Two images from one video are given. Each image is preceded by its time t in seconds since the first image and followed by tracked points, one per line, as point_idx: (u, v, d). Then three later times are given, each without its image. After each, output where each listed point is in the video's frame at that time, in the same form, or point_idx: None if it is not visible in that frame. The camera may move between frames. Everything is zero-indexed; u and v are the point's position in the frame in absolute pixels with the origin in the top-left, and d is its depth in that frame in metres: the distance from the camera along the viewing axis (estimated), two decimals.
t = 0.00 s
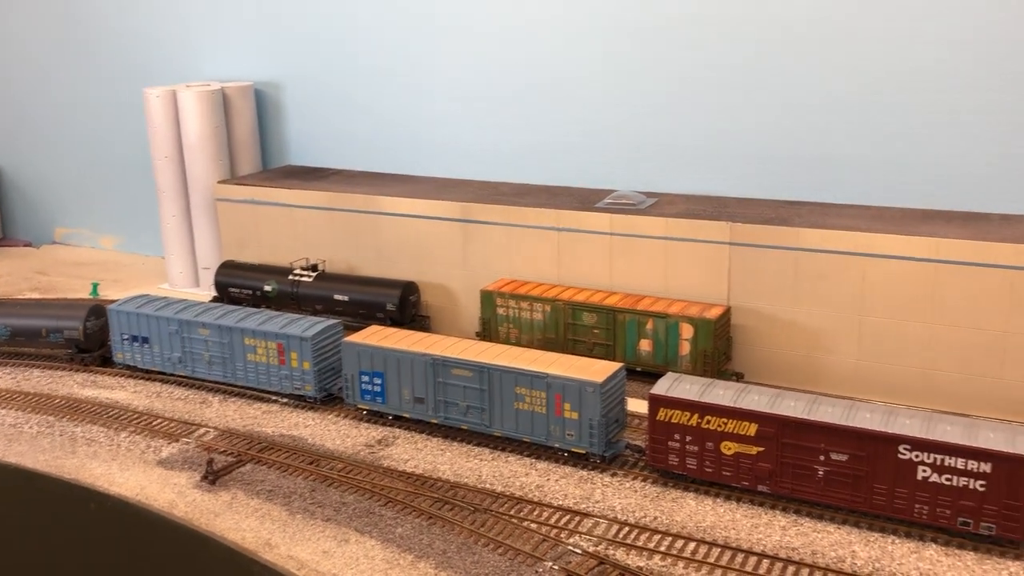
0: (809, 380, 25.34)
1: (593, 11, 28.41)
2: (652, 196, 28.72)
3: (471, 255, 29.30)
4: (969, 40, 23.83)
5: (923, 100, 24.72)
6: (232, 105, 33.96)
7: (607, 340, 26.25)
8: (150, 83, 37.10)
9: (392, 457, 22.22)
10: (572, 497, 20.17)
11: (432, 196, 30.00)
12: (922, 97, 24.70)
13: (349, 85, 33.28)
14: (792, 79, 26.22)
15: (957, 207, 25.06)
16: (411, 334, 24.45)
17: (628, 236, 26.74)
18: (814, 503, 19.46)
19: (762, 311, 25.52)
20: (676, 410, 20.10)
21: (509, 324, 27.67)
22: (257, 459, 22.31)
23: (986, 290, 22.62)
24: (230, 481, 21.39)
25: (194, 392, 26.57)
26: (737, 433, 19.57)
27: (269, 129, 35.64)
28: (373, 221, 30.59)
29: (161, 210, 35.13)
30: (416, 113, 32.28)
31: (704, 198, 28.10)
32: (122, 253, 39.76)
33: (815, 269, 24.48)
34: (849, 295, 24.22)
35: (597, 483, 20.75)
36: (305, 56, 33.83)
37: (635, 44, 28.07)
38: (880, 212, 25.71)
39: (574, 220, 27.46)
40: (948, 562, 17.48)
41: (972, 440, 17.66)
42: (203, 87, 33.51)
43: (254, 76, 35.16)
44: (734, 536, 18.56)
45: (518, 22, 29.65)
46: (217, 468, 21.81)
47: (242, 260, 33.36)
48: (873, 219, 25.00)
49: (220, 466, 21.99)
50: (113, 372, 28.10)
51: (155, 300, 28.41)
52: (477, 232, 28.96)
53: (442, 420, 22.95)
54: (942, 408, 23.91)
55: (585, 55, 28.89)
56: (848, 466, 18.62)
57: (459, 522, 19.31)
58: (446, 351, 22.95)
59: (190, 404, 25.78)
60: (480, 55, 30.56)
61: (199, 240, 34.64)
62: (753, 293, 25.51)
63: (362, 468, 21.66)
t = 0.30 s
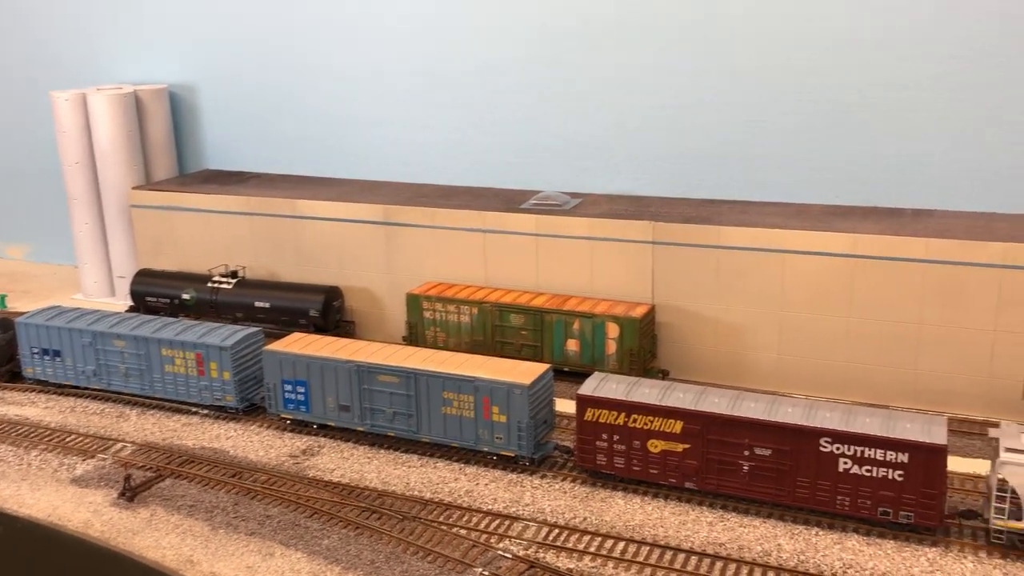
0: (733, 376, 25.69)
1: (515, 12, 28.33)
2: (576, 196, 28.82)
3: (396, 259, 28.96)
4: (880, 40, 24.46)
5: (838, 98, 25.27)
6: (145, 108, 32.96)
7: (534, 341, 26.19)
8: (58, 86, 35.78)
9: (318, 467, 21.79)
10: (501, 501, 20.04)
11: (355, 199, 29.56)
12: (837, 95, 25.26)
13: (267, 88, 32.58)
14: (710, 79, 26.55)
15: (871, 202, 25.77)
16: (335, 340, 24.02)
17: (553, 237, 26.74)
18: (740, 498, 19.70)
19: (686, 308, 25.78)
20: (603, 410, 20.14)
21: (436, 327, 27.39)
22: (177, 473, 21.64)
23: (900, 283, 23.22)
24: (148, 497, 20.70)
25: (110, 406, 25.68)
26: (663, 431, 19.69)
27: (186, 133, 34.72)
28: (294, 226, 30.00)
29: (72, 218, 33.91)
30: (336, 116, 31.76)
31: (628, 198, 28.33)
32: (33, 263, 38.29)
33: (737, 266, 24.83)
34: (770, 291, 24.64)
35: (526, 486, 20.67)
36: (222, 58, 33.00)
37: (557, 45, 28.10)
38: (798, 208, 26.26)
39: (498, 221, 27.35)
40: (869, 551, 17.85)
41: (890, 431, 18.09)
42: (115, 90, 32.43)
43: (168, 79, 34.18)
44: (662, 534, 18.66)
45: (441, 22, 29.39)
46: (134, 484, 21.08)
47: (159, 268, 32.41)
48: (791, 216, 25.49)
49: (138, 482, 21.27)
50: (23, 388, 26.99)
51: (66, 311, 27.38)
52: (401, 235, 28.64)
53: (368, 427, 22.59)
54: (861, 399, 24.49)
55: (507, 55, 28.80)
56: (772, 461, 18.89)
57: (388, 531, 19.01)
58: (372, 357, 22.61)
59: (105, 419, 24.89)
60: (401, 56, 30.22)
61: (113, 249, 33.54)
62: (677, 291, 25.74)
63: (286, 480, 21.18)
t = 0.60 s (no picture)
0: (663, 374, 25.95)
1: (440, 12, 28.14)
2: (505, 198, 28.82)
3: (323, 264, 28.55)
4: (799, 42, 24.97)
5: (760, 98, 25.71)
6: (58, 113, 31.89)
7: (465, 344, 26.06)
8: None
9: (246, 478, 21.33)
10: (434, 507, 19.88)
11: (280, 204, 29.05)
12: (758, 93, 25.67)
13: (187, 91, 31.80)
14: (635, 80, 26.77)
15: (793, 200, 26.30)
16: (262, 348, 23.55)
17: (482, 239, 26.66)
18: (671, 495, 19.88)
19: (615, 308, 25.94)
20: (534, 411, 20.12)
21: (365, 332, 27.06)
22: (98, 489, 20.97)
23: (822, 279, 23.73)
24: (67, 515, 20.00)
25: (26, 421, 24.76)
26: (594, 431, 19.75)
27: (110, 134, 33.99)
28: (218, 231, 29.35)
29: None
30: (259, 119, 31.15)
31: (556, 199, 28.43)
32: None
33: (664, 265, 25.07)
34: (697, 290, 24.95)
35: (459, 491, 20.53)
36: (140, 58, 32.10)
37: (483, 47, 28.01)
38: (723, 207, 26.69)
39: (427, 224, 27.16)
40: (797, 544, 18.18)
41: (815, 425, 18.44)
42: (26, 94, 31.31)
43: (83, 82, 33.14)
44: (595, 534, 18.72)
45: (364, 22, 29.02)
46: (53, 503, 20.35)
47: (77, 278, 31.41)
48: (716, 215, 25.88)
49: (56, 500, 20.54)
50: None
51: None
52: (329, 240, 28.24)
53: (297, 436, 22.20)
54: (787, 393, 24.95)
55: (432, 57, 28.61)
56: (701, 457, 19.10)
57: (318, 541, 18.70)
58: (299, 364, 22.22)
59: (21, 435, 24.00)
60: (324, 58, 29.77)
61: (27, 258, 32.39)
62: (606, 291, 25.89)
63: (213, 492, 20.69)
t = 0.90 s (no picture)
0: (605, 373, 26.06)
1: (376, 13, 27.92)
2: (444, 200, 28.75)
3: (261, 269, 28.09)
4: (733, 42, 25.31)
5: (696, 99, 25.99)
6: None
7: (406, 348, 25.85)
8: None
9: (183, 490, 20.86)
10: (377, 514, 19.66)
11: (215, 209, 28.52)
12: (739, 93, 25.59)
13: (116, 94, 31.03)
14: (572, 81, 26.87)
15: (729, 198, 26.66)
16: (198, 357, 23.06)
17: (422, 242, 26.49)
18: (614, 495, 19.96)
19: (556, 308, 25.98)
20: (476, 414, 20.03)
21: (305, 338, 26.69)
22: (28, 506, 20.31)
23: (759, 277, 24.07)
24: None
25: None
26: (537, 432, 19.74)
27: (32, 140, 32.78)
28: (151, 237, 28.69)
29: None
30: (192, 122, 30.53)
31: (496, 200, 28.43)
32: None
33: (605, 265, 25.18)
34: (637, 289, 25.11)
35: (402, 496, 20.35)
36: (66, 61, 31.24)
37: (420, 48, 27.86)
38: (662, 207, 26.97)
39: (366, 227, 26.90)
40: (739, 539, 18.38)
41: (754, 421, 18.68)
42: None
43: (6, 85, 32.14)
44: (540, 536, 18.70)
45: (299, 24, 28.64)
46: None
47: (3, 287, 30.43)
48: (655, 215, 26.11)
49: None
50: None
51: None
52: (266, 244, 27.78)
53: (235, 445, 21.79)
54: (727, 390, 25.24)
55: (369, 59, 28.36)
56: (643, 456, 19.21)
57: (259, 552, 18.36)
58: (237, 372, 21.80)
59: None
60: (258, 59, 29.30)
61: None
62: (547, 292, 25.91)
63: (149, 505, 20.18)
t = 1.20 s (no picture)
0: (551, 374, 26.05)
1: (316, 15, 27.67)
2: (387, 203, 29.07)
3: (199, 275, 27.53)
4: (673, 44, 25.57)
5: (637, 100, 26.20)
6: None
7: (350, 353, 25.53)
8: None
9: (121, 504, 20.31)
10: (322, 522, 19.37)
11: (152, 214, 27.92)
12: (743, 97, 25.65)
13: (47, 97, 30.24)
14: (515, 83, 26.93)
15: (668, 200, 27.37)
16: (135, 366, 22.48)
17: (365, 245, 26.20)
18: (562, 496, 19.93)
19: (502, 310, 25.89)
20: (422, 419, 19.83)
21: (246, 345, 26.21)
22: None
23: (701, 275, 24.27)
24: None
25: None
26: (483, 435, 19.61)
27: None
28: (85, 244, 27.94)
29: None
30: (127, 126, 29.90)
31: (438, 204, 28.71)
32: None
33: (549, 266, 25.16)
34: (582, 289, 25.14)
35: (348, 504, 20.08)
36: None
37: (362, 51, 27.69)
38: (603, 208, 27.44)
39: (308, 231, 26.52)
40: (685, 537, 18.48)
41: (698, 419, 18.81)
42: None
43: None
44: (487, 539, 18.58)
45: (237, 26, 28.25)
46: None
47: None
48: (598, 216, 26.28)
49: None
50: None
51: None
52: (204, 250, 27.24)
53: (175, 456, 21.29)
54: (672, 389, 25.39)
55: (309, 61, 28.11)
56: (590, 456, 19.21)
57: (200, 565, 17.95)
58: (175, 381, 21.30)
59: None
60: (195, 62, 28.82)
61: None
62: (492, 294, 25.82)
63: (85, 521, 19.61)
